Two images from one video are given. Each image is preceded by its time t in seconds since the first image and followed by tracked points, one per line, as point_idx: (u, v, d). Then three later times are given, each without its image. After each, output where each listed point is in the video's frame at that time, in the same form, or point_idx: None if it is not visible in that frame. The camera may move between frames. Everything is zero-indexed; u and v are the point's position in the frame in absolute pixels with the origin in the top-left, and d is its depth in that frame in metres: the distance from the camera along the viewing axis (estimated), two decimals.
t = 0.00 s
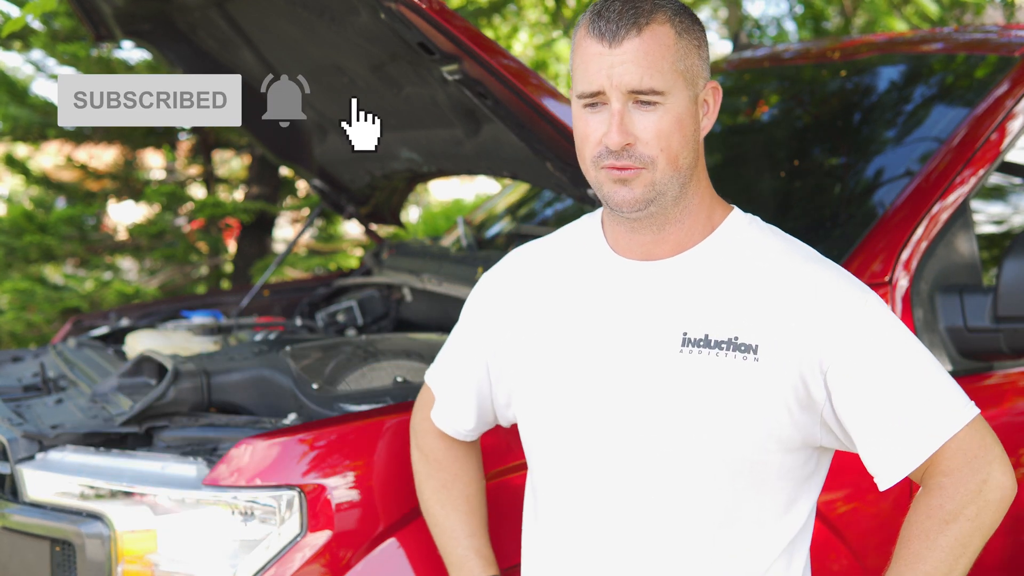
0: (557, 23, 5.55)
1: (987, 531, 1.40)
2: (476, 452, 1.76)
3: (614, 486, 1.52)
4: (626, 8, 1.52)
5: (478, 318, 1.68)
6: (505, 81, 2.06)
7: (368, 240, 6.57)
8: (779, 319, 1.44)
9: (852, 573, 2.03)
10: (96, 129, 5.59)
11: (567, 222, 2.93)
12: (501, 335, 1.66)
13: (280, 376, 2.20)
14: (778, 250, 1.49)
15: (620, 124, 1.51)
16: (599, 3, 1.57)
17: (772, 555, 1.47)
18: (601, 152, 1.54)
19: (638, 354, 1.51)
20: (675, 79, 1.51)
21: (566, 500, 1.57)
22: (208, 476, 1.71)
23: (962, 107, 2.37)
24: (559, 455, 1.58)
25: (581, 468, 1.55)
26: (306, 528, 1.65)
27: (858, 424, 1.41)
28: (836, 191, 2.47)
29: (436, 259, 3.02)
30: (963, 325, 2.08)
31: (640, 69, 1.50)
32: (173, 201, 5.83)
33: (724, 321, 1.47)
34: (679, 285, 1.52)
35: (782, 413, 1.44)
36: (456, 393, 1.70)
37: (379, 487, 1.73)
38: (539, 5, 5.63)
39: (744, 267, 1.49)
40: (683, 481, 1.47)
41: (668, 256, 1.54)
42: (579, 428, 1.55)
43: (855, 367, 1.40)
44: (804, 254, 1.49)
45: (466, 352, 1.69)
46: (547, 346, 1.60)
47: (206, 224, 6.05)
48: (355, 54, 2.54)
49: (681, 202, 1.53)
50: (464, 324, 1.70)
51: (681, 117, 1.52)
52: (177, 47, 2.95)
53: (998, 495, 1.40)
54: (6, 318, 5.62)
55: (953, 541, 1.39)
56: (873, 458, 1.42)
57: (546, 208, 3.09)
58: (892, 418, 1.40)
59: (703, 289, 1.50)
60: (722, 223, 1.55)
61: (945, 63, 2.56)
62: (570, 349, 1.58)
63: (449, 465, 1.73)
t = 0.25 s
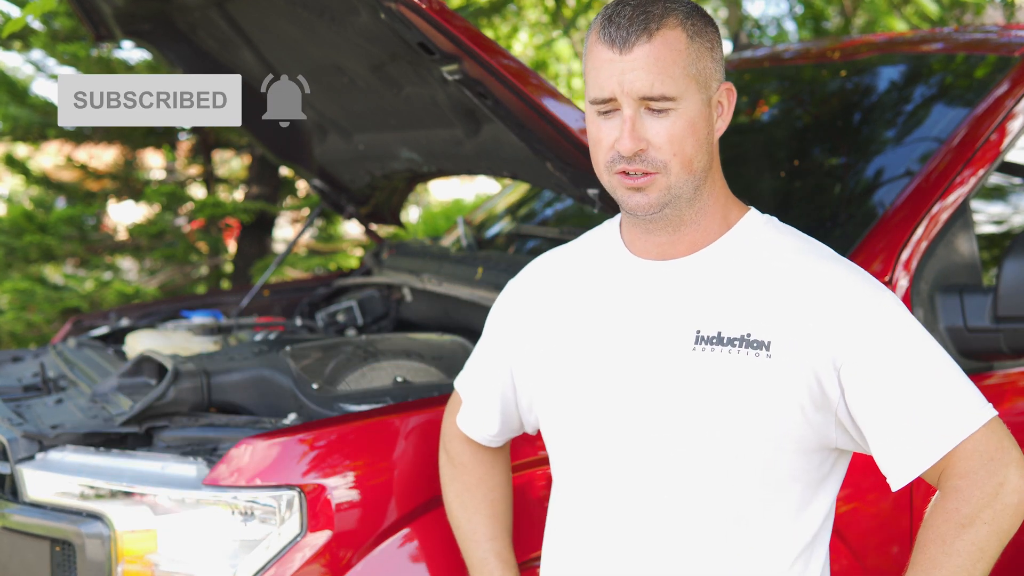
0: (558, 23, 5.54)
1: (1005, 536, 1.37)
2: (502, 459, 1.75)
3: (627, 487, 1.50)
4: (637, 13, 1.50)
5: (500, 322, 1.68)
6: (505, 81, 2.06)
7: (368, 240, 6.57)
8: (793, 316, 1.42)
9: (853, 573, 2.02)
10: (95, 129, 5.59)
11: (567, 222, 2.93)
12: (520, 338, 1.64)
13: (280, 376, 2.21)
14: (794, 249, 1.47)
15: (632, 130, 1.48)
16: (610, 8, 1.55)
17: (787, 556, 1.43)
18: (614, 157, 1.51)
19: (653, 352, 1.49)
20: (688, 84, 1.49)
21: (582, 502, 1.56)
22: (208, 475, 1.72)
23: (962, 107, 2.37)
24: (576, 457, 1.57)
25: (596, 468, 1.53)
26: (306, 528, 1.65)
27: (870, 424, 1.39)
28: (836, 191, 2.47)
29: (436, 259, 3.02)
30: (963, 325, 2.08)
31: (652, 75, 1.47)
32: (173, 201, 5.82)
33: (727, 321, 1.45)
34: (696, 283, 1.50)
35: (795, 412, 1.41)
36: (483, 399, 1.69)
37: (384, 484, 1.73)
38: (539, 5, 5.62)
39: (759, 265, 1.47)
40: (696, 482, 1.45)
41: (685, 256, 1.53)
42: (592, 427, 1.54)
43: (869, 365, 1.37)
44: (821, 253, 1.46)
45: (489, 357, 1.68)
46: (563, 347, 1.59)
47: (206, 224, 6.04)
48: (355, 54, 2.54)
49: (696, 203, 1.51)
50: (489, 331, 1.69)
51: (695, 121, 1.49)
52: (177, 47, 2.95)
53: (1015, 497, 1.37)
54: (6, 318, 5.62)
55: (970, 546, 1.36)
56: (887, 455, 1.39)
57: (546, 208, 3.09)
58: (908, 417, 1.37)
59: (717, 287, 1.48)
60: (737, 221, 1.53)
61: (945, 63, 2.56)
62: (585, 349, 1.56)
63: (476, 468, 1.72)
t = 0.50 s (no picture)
0: (558, 23, 5.53)
1: None
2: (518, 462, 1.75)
3: (643, 489, 1.49)
4: (650, 10, 1.50)
5: (516, 325, 1.67)
6: (505, 81, 2.06)
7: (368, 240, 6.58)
8: (812, 316, 1.39)
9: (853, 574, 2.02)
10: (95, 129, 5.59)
11: (567, 222, 2.93)
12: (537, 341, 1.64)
13: (280, 376, 2.21)
14: (812, 249, 1.44)
15: (647, 127, 1.49)
16: (622, 6, 1.55)
17: (804, 560, 1.41)
18: (629, 156, 1.52)
19: (670, 355, 1.48)
20: (701, 80, 1.49)
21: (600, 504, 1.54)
22: (208, 475, 1.72)
23: (962, 107, 2.37)
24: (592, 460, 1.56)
25: (614, 470, 1.52)
26: (306, 528, 1.65)
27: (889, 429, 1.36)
28: (836, 191, 2.47)
29: (436, 259, 3.02)
30: (963, 324, 2.08)
31: (665, 71, 1.48)
32: (174, 201, 5.80)
33: (731, 321, 1.44)
34: (711, 284, 1.48)
35: (814, 414, 1.38)
36: (499, 402, 1.68)
37: (383, 484, 1.72)
38: (539, 5, 5.62)
39: (777, 266, 1.45)
40: (713, 485, 1.43)
41: (701, 257, 1.51)
42: (609, 429, 1.53)
43: (890, 367, 1.34)
44: (839, 253, 1.44)
45: (504, 360, 1.68)
46: (580, 349, 1.58)
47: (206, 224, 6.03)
48: (355, 54, 2.54)
49: (711, 202, 1.50)
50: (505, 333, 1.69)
51: (709, 118, 1.49)
52: (177, 47, 2.95)
53: None
54: (6, 318, 5.61)
55: (993, 547, 1.33)
56: (907, 460, 1.36)
57: (546, 207, 3.09)
58: (929, 419, 1.34)
59: (734, 288, 1.47)
60: (754, 222, 1.52)
61: (944, 63, 2.56)
62: (603, 352, 1.55)
63: (491, 474, 1.72)
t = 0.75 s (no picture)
0: (558, 23, 5.53)
1: None
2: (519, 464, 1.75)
3: (650, 491, 1.48)
4: (664, 10, 1.50)
5: (518, 326, 1.66)
6: (505, 81, 2.06)
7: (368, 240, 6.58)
8: (824, 318, 1.39)
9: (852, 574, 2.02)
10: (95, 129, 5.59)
11: (567, 222, 2.93)
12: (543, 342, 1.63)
13: (280, 376, 2.20)
14: (821, 251, 1.44)
15: (660, 127, 1.48)
16: (635, 5, 1.54)
17: (813, 561, 1.42)
18: (641, 156, 1.51)
19: (680, 356, 1.47)
20: (715, 81, 1.49)
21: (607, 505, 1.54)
22: (208, 475, 1.72)
23: (962, 107, 2.37)
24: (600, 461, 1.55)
25: (621, 470, 1.52)
26: (305, 529, 1.65)
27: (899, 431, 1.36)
28: (836, 191, 2.47)
29: (436, 259, 3.02)
30: (963, 324, 2.07)
31: (680, 71, 1.47)
32: (173, 201, 5.81)
33: (733, 321, 1.45)
34: (720, 286, 1.48)
35: (825, 416, 1.39)
36: (501, 403, 1.68)
37: (384, 484, 1.73)
38: (539, 5, 5.61)
39: (787, 268, 1.44)
40: (723, 486, 1.43)
41: (709, 257, 1.51)
42: (616, 431, 1.52)
43: (902, 370, 1.34)
44: (849, 255, 1.44)
45: (507, 360, 1.67)
46: (587, 351, 1.58)
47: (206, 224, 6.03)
48: (355, 54, 2.54)
49: (722, 202, 1.50)
50: (507, 332, 1.68)
51: (722, 119, 1.49)
52: (177, 47, 2.95)
53: None
54: (6, 318, 5.61)
55: (1002, 546, 1.34)
56: (918, 461, 1.36)
57: (545, 208, 3.09)
58: (940, 422, 1.34)
59: (743, 289, 1.46)
60: (764, 223, 1.51)
61: (944, 63, 2.56)
62: (610, 352, 1.55)
63: (491, 475, 1.72)
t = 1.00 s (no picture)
0: (558, 23, 5.53)
1: None
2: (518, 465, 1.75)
3: (649, 491, 1.47)
4: (661, 7, 1.49)
5: (513, 325, 1.65)
6: (505, 81, 2.06)
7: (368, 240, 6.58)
8: (825, 319, 1.40)
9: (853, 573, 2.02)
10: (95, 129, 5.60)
11: (567, 222, 2.93)
12: (539, 341, 1.62)
13: (280, 376, 2.20)
14: (820, 253, 1.45)
15: (662, 125, 1.49)
16: (631, 2, 1.54)
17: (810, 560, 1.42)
18: (642, 154, 1.51)
19: (680, 355, 1.47)
20: (715, 77, 1.49)
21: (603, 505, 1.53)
22: (208, 476, 1.71)
23: (962, 107, 2.37)
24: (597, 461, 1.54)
25: (618, 471, 1.51)
26: (305, 529, 1.65)
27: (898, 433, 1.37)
28: (836, 191, 2.47)
29: (436, 259, 3.02)
30: (964, 324, 2.07)
31: (680, 68, 1.47)
32: (173, 201, 5.81)
33: (733, 322, 1.45)
34: (719, 286, 1.48)
35: (826, 417, 1.39)
36: (498, 405, 1.66)
37: (383, 485, 1.73)
38: (539, 5, 5.61)
39: (784, 269, 1.45)
40: (723, 487, 1.42)
41: (709, 257, 1.51)
42: (614, 431, 1.51)
43: (903, 371, 1.34)
44: (847, 257, 1.45)
45: (502, 357, 1.65)
46: (583, 350, 1.57)
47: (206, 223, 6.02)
48: (355, 54, 2.54)
49: (724, 199, 1.50)
50: (499, 332, 1.67)
51: (722, 114, 1.50)
52: (177, 47, 2.95)
53: None
54: (6, 318, 5.61)
55: (997, 543, 1.34)
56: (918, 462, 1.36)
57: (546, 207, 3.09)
58: (940, 423, 1.34)
59: (743, 290, 1.46)
60: (764, 223, 1.52)
61: (944, 63, 2.56)
62: (607, 352, 1.54)
63: (484, 475, 1.70)
